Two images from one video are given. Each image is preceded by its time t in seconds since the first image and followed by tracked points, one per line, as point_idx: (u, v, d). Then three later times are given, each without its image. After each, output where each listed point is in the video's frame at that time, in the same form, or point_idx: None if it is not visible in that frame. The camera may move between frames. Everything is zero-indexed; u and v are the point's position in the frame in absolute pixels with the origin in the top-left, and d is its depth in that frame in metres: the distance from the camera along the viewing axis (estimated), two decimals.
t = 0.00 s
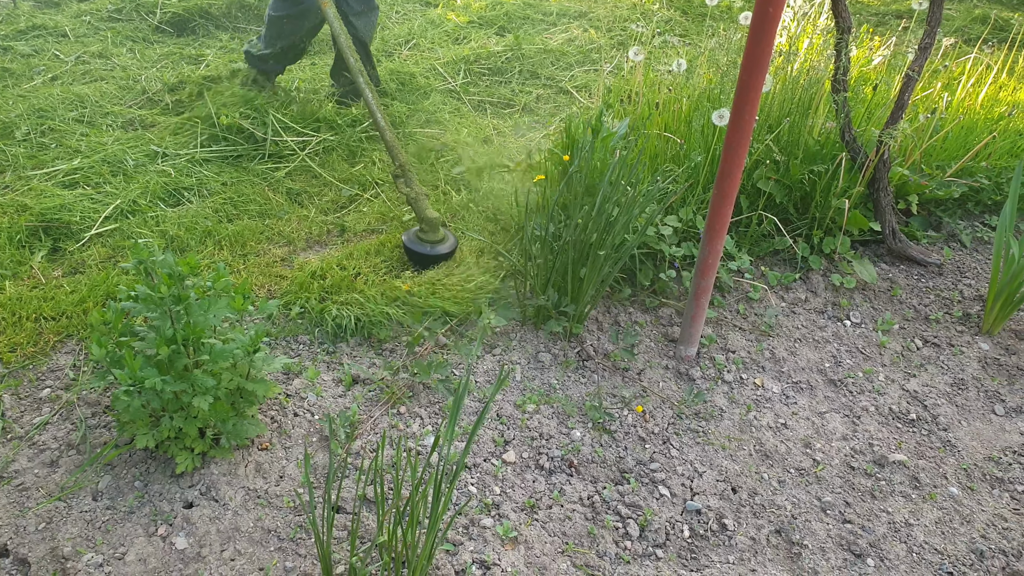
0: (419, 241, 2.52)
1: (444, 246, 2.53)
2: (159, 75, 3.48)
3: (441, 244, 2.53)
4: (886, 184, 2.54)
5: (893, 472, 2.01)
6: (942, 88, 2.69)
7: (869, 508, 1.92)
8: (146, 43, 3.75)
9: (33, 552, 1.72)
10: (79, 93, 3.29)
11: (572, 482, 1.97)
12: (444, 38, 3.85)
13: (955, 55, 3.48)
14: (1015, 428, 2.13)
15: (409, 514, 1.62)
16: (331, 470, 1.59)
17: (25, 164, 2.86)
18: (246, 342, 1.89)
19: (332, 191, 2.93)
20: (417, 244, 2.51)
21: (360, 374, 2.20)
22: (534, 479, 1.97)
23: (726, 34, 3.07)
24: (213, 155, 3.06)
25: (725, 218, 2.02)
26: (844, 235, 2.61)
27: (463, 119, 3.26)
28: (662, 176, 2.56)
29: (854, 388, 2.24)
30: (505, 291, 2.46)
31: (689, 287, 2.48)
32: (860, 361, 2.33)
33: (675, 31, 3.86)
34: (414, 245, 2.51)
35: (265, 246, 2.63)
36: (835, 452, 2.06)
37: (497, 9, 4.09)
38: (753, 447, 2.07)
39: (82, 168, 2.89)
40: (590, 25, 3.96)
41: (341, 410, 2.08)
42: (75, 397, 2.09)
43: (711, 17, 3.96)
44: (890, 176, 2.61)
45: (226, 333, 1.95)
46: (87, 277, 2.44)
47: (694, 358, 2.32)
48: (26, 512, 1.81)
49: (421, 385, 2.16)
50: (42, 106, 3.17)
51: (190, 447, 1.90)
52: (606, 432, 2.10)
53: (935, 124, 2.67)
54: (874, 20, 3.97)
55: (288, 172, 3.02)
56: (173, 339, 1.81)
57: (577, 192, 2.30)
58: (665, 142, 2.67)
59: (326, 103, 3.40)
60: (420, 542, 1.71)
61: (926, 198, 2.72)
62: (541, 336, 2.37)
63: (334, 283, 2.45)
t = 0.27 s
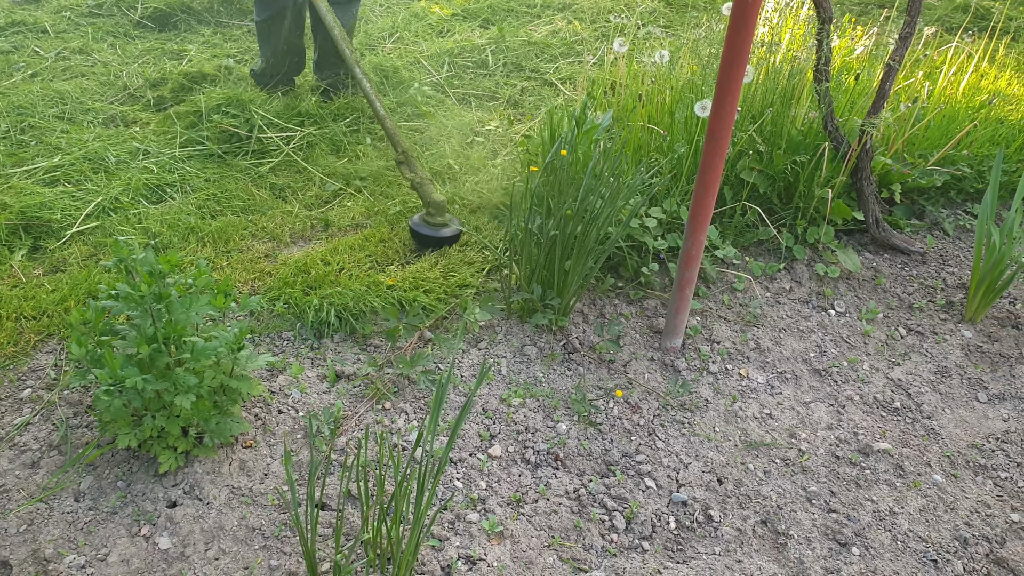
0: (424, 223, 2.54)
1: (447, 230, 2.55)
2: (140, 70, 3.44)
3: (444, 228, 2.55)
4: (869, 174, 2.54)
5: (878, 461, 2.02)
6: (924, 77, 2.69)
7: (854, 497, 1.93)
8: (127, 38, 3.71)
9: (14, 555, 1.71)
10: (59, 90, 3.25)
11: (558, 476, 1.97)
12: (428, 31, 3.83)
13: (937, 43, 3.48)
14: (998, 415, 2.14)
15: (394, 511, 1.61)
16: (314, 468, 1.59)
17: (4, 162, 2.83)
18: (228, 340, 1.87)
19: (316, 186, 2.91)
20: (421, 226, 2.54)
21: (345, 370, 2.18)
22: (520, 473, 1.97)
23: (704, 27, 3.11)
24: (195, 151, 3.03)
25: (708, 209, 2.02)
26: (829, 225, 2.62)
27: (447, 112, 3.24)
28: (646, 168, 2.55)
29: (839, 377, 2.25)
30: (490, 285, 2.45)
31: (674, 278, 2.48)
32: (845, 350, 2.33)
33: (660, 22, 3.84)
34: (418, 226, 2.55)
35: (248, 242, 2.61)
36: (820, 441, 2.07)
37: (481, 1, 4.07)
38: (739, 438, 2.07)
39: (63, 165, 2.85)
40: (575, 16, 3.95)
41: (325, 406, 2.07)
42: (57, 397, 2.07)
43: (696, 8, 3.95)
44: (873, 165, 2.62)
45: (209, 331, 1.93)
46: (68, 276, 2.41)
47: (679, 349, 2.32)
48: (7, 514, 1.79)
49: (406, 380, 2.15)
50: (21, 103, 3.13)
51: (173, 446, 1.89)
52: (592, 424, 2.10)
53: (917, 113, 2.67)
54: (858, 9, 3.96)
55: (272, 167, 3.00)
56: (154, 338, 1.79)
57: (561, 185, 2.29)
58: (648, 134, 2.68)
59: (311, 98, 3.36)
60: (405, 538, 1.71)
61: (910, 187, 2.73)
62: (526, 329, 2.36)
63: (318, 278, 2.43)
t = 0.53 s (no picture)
0: (460, 192, 2.68)
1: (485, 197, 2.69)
2: (125, 71, 3.41)
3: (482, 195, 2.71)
4: (854, 169, 2.55)
5: (865, 455, 2.02)
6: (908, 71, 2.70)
7: (841, 492, 1.94)
8: (111, 39, 3.68)
9: None
10: (43, 91, 3.22)
11: (547, 474, 1.96)
12: (414, 29, 3.82)
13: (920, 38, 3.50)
14: (983, 408, 2.15)
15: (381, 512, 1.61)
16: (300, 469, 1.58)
17: None
18: (213, 341, 1.86)
19: (303, 185, 2.90)
20: (457, 194, 2.68)
21: (331, 370, 2.18)
22: (508, 471, 1.96)
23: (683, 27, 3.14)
24: (181, 152, 3.01)
25: (693, 206, 2.03)
26: (815, 220, 2.62)
27: (433, 110, 3.24)
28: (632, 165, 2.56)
29: (827, 372, 2.25)
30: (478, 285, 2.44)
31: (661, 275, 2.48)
32: (832, 345, 2.34)
33: (646, 19, 3.84)
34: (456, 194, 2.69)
35: (234, 242, 2.60)
36: (808, 436, 2.07)
37: None
38: (727, 434, 2.08)
39: (46, 168, 2.83)
40: (562, 14, 3.95)
41: (312, 407, 2.06)
42: (41, 402, 2.05)
43: (682, 4, 3.96)
44: (859, 160, 2.62)
45: (193, 333, 1.92)
46: (51, 279, 2.39)
47: (666, 346, 2.32)
48: None
49: (393, 380, 2.14)
50: (4, 105, 3.10)
51: (158, 449, 1.87)
52: (580, 422, 2.10)
53: (902, 107, 2.68)
54: (843, 5, 3.97)
55: (258, 167, 2.98)
56: (138, 340, 1.77)
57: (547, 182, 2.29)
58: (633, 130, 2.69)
59: (298, 97, 3.34)
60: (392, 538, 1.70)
61: (896, 181, 2.73)
62: (514, 327, 2.36)
63: (305, 279, 2.42)
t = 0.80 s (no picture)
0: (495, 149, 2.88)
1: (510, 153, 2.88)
2: (108, 72, 3.39)
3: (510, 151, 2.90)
4: (839, 164, 2.55)
5: (852, 449, 2.03)
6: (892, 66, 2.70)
7: (828, 486, 1.94)
8: (94, 40, 3.65)
9: None
10: (24, 93, 3.19)
11: (535, 472, 1.96)
12: (399, 27, 3.82)
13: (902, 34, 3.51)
14: (968, 400, 2.16)
15: (368, 513, 1.60)
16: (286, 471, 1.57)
17: None
18: (197, 344, 1.85)
19: (288, 186, 2.88)
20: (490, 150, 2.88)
21: (318, 371, 2.17)
22: (496, 470, 1.96)
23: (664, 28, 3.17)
24: (164, 153, 2.99)
25: (678, 203, 2.03)
26: (801, 215, 2.63)
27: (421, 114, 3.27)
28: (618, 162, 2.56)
29: (813, 366, 2.26)
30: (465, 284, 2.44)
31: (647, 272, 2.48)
32: (818, 340, 2.34)
33: (632, 16, 3.84)
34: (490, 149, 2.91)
35: (220, 244, 2.58)
36: (795, 431, 2.08)
37: None
38: (714, 430, 2.08)
39: (28, 170, 2.80)
40: (547, 11, 3.95)
41: (298, 409, 2.05)
42: (24, 407, 2.03)
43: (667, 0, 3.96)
44: (844, 155, 2.63)
45: (178, 335, 1.90)
46: (34, 283, 2.37)
47: (654, 342, 2.32)
48: None
49: (380, 380, 2.14)
50: None
51: (143, 453, 1.86)
52: (568, 420, 2.10)
53: (886, 102, 2.69)
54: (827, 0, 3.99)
55: (243, 168, 2.96)
56: (121, 344, 1.76)
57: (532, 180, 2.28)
58: (619, 127, 2.69)
59: (282, 95, 3.31)
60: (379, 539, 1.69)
61: (881, 176, 2.75)
62: (501, 326, 2.36)
63: (292, 280, 2.41)
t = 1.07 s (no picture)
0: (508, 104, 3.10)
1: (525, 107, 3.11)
2: (90, 73, 3.36)
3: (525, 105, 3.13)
4: (823, 159, 2.56)
5: (838, 444, 2.04)
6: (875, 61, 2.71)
7: (814, 480, 1.95)
8: (75, 41, 3.63)
9: None
10: (5, 95, 3.17)
11: (522, 471, 1.96)
12: (384, 28, 3.83)
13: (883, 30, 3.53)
14: (953, 393, 2.17)
15: (354, 514, 1.59)
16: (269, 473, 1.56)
17: None
18: (180, 346, 1.84)
19: (273, 186, 2.87)
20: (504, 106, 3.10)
21: (303, 373, 2.15)
22: (483, 470, 1.95)
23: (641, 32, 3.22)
24: (147, 155, 2.96)
25: (663, 199, 2.03)
26: (786, 211, 2.64)
27: (407, 113, 3.26)
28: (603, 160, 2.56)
29: (799, 361, 2.26)
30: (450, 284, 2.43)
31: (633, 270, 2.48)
32: (804, 335, 2.35)
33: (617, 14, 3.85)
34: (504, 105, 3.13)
35: (204, 245, 2.56)
36: (781, 426, 2.08)
37: None
38: (701, 426, 2.08)
39: (9, 173, 2.77)
40: (532, 9, 3.95)
41: (284, 410, 2.04)
42: (6, 413, 2.01)
43: None
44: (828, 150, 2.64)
45: (161, 338, 1.89)
46: (15, 287, 2.34)
47: (640, 339, 2.32)
48: None
49: (366, 381, 2.13)
50: None
51: (126, 457, 1.84)
52: (554, 418, 2.09)
53: (869, 97, 2.70)
54: None
55: (227, 169, 2.94)
56: (102, 347, 1.74)
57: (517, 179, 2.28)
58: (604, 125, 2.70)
59: (268, 98, 3.30)
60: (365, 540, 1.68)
61: (865, 171, 2.76)
62: (488, 325, 2.35)
63: (276, 281, 2.39)
